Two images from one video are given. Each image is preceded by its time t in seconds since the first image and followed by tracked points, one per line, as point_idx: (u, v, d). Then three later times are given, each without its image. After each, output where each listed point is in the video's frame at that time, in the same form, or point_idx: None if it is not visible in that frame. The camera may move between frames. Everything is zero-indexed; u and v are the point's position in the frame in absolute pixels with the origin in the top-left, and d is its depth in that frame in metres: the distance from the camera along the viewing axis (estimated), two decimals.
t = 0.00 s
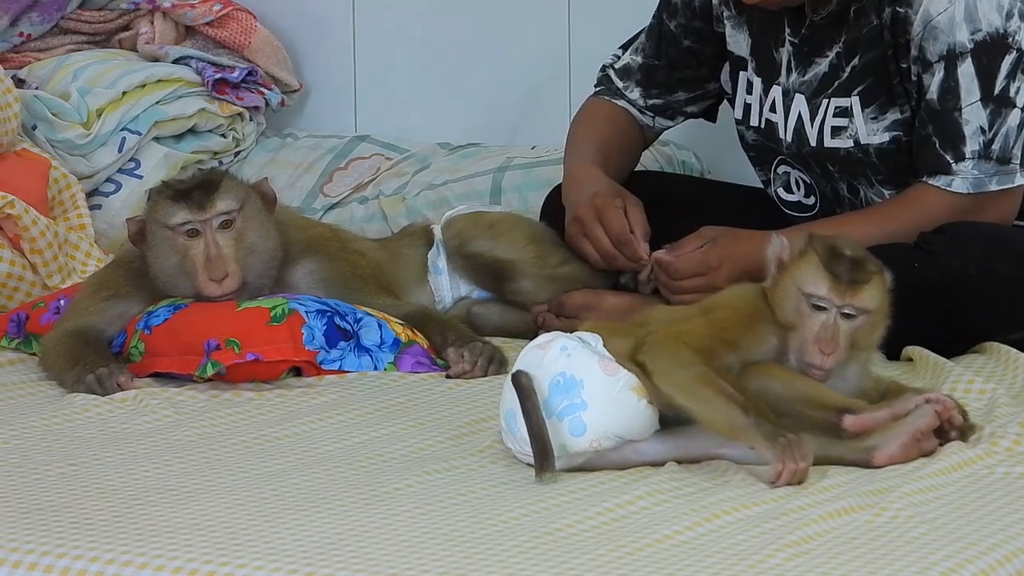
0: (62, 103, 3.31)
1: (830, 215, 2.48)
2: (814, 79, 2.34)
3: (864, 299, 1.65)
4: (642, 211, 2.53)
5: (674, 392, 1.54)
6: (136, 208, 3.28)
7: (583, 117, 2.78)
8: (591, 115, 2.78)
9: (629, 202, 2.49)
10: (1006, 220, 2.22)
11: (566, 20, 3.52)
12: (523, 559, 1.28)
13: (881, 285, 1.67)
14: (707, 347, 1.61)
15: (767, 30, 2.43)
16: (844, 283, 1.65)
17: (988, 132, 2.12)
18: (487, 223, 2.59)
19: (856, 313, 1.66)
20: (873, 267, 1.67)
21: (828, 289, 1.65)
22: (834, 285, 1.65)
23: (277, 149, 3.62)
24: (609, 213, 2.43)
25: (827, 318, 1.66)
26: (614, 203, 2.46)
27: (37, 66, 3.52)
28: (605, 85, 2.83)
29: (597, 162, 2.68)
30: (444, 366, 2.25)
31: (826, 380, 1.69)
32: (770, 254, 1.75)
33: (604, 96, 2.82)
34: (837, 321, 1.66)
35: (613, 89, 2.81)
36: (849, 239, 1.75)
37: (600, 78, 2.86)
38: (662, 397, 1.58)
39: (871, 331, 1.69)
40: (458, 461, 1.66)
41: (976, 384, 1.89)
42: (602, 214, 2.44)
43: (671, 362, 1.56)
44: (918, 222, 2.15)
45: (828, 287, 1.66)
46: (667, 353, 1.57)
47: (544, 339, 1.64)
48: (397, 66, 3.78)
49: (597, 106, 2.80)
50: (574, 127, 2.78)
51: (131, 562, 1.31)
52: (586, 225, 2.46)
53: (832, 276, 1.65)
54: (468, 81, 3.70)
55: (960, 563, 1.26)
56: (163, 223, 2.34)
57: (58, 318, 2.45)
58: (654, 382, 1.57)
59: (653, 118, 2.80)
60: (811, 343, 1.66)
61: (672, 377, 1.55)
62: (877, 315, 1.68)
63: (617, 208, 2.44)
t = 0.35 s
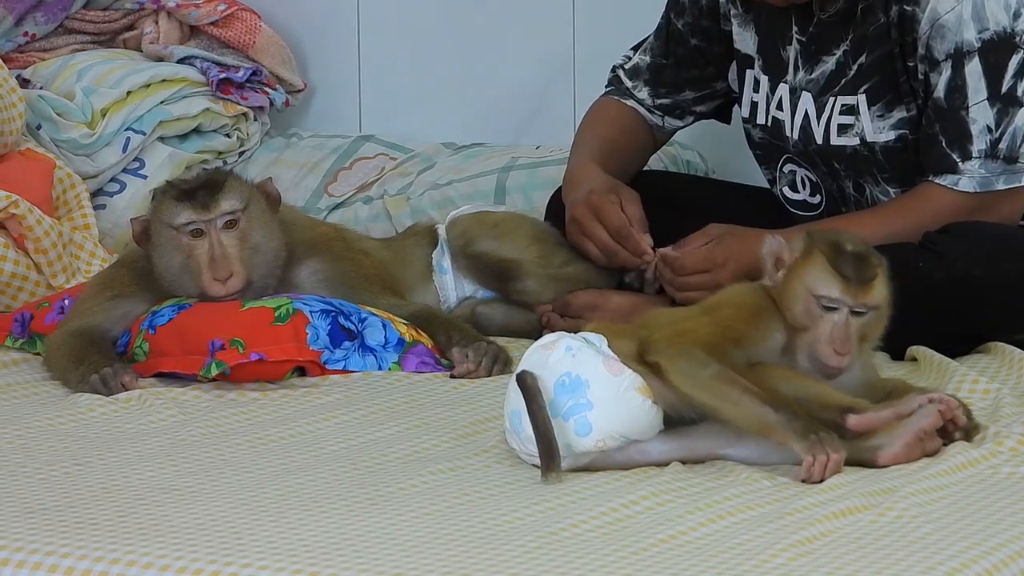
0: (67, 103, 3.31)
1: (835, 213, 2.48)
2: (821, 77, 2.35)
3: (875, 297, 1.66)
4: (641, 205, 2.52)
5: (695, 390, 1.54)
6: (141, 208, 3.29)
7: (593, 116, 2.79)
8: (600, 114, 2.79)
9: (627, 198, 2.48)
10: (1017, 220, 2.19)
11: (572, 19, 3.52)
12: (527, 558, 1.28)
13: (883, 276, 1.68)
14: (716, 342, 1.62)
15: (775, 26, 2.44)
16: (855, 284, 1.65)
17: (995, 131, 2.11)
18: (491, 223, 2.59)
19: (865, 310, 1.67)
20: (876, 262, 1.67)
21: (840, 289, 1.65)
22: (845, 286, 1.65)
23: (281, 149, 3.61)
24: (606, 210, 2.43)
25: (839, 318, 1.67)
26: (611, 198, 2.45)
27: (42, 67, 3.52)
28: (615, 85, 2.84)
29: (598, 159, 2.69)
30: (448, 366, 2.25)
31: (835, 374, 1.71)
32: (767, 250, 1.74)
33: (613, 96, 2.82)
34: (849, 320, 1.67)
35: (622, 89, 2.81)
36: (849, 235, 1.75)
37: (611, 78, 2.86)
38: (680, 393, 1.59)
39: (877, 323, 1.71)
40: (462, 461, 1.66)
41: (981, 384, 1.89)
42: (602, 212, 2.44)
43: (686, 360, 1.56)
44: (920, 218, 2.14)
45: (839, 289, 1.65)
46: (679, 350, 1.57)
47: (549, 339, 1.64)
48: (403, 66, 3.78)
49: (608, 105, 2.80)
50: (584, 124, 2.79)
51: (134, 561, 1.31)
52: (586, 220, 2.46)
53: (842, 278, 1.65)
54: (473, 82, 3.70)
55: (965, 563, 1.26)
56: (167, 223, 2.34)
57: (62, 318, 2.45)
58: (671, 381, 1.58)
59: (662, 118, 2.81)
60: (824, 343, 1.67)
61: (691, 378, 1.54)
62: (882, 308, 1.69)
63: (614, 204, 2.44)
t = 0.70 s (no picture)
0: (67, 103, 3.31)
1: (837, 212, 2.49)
2: (821, 75, 2.35)
3: (880, 305, 1.64)
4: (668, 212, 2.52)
5: (705, 398, 1.54)
6: (142, 208, 3.30)
7: (601, 110, 2.81)
8: (609, 108, 2.81)
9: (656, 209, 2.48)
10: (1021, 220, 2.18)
11: (573, 19, 3.52)
12: (528, 558, 1.28)
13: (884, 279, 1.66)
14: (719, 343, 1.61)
15: (777, 25, 2.44)
16: (865, 294, 1.62)
17: (998, 131, 2.11)
18: (492, 223, 2.59)
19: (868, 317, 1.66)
20: (878, 267, 1.65)
21: (850, 298, 1.63)
22: (855, 296, 1.63)
23: (282, 149, 3.61)
24: (630, 217, 2.43)
25: (846, 325, 1.65)
26: (639, 208, 2.45)
27: (42, 67, 3.52)
28: (620, 77, 2.84)
29: (625, 156, 2.71)
30: (449, 366, 2.25)
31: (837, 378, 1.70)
32: (768, 252, 1.68)
33: (619, 88, 2.83)
34: (854, 327, 1.65)
35: (627, 82, 2.82)
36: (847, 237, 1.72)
37: (613, 70, 2.86)
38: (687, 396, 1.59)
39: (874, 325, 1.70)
40: (462, 461, 1.66)
41: (981, 384, 1.89)
42: (624, 218, 2.44)
43: (694, 367, 1.55)
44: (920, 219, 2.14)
45: (848, 298, 1.63)
46: (684, 354, 1.56)
47: (549, 339, 1.64)
48: (403, 65, 3.78)
49: (613, 99, 2.82)
50: (593, 122, 2.80)
51: (135, 561, 1.31)
52: (604, 221, 2.46)
53: (852, 288, 1.63)
54: (474, 81, 3.70)
55: (965, 563, 1.26)
56: (168, 223, 2.34)
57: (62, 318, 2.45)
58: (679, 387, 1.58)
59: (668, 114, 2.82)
60: (829, 350, 1.66)
61: (701, 386, 1.54)
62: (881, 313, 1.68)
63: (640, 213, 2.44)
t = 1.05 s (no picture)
0: (67, 103, 3.31)
1: (838, 211, 2.49)
2: (822, 73, 2.36)
3: (921, 333, 1.65)
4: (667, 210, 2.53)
5: (713, 380, 1.57)
6: (141, 208, 3.30)
7: (601, 105, 2.82)
8: (610, 103, 2.82)
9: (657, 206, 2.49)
10: None
11: (573, 19, 3.52)
12: (528, 558, 1.28)
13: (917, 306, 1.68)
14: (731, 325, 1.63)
15: (778, 24, 2.44)
16: (907, 318, 1.63)
17: (1001, 129, 2.11)
18: (492, 223, 2.60)
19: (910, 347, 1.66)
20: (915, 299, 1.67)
21: (892, 324, 1.63)
22: (899, 321, 1.63)
23: (281, 149, 3.61)
24: (634, 211, 2.44)
25: (889, 355, 1.64)
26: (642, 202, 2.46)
27: (42, 67, 3.52)
28: (619, 71, 2.85)
29: (626, 151, 2.72)
30: (448, 366, 2.25)
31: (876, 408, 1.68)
32: (808, 291, 1.67)
33: (617, 83, 2.84)
34: (898, 357, 1.64)
35: (626, 77, 2.83)
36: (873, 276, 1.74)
37: (613, 64, 2.87)
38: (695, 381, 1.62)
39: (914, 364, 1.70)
40: (461, 461, 1.66)
41: (980, 385, 1.89)
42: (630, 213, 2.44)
43: (704, 351, 1.58)
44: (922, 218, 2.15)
45: (892, 325, 1.63)
46: (695, 333, 1.59)
47: (546, 339, 1.63)
48: (403, 65, 3.78)
49: (612, 93, 2.83)
50: (592, 118, 2.81)
51: (135, 561, 1.31)
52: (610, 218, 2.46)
53: (893, 313, 1.63)
54: (474, 81, 3.70)
55: (965, 563, 1.26)
56: (168, 223, 2.34)
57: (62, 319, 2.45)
58: (688, 368, 1.60)
59: (666, 110, 2.82)
60: (875, 380, 1.64)
61: (709, 367, 1.57)
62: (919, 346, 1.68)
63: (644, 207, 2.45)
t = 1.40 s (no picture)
0: (66, 103, 3.31)
1: (837, 211, 2.49)
2: (822, 73, 2.36)
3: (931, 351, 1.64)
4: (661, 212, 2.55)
5: (718, 379, 1.57)
6: (141, 208, 3.29)
7: (601, 105, 2.82)
8: (609, 104, 2.82)
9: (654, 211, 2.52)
10: None
11: (573, 19, 3.52)
12: (528, 558, 1.28)
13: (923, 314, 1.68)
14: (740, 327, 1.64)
15: (778, 24, 2.44)
16: (917, 337, 1.63)
17: (1000, 128, 2.11)
18: (492, 224, 2.60)
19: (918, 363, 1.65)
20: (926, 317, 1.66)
21: (902, 343, 1.63)
22: (909, 341, 1.62)
23: (281, 149, 3.61)
24: (634, 213, 2.45)
25: (897, 372, 1.64)
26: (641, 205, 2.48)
27: (42, 67, 3.52)
28: (618, 73, 2.85)
29: (625, 154, 2.72)
30: (447, 366, 2.25)
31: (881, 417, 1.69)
32: (818, 303, 1.66)
33: (616, 84, 2.84)
34: (905, 373, 1.65)
35: (625, 78, 2.83)
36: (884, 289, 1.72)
37: (612, 66, 2.87)
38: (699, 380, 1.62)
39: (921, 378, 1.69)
40: (461, 461, 1.66)
41: (980, 385, 1.89)
42: (631, 214, 2.45)
43: (711, 350, 1.58)
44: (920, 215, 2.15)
45: (901, 343, 1.63)
46: (703, 332, 1.59)
47: (546, 341, 1.62)
48: (403, 65, 3.78)
49: (610, 94, 2.83)
50: (591, 117, 2.81)
51: (135, 561, 1.31)
52: (610, 219, 2.46)
53: (903, 330, 1.63)
54: (474, 81, 3.69)
55: (965, 563, 1.26)
56: (168, 223, 2.34)
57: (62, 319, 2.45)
58: (693, 368, 1.60)
59: (665, 111, 2.82)
60: (880, 393, 1.65)
61: (716, 366, 1.57)
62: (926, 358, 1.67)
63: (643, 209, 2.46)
